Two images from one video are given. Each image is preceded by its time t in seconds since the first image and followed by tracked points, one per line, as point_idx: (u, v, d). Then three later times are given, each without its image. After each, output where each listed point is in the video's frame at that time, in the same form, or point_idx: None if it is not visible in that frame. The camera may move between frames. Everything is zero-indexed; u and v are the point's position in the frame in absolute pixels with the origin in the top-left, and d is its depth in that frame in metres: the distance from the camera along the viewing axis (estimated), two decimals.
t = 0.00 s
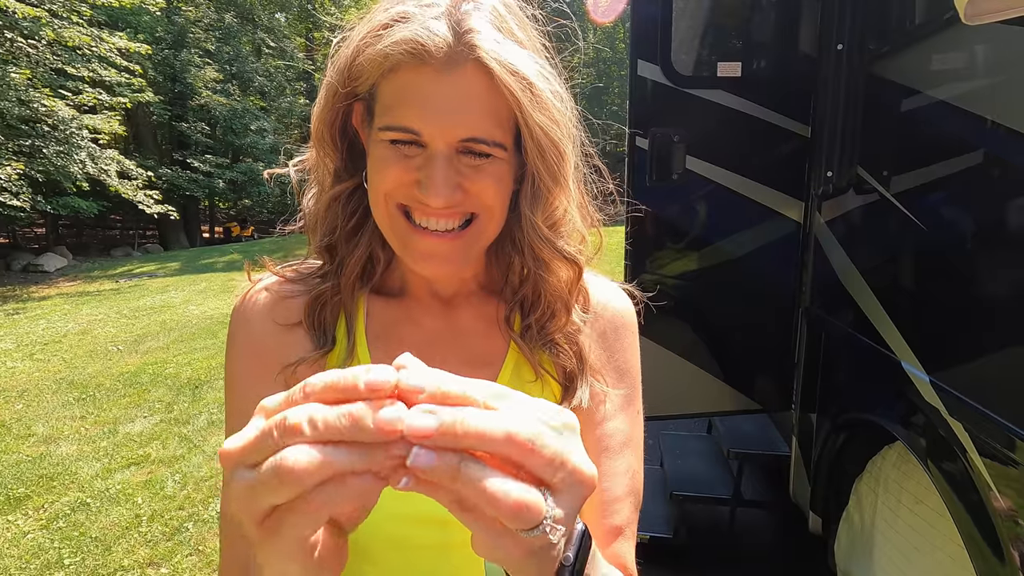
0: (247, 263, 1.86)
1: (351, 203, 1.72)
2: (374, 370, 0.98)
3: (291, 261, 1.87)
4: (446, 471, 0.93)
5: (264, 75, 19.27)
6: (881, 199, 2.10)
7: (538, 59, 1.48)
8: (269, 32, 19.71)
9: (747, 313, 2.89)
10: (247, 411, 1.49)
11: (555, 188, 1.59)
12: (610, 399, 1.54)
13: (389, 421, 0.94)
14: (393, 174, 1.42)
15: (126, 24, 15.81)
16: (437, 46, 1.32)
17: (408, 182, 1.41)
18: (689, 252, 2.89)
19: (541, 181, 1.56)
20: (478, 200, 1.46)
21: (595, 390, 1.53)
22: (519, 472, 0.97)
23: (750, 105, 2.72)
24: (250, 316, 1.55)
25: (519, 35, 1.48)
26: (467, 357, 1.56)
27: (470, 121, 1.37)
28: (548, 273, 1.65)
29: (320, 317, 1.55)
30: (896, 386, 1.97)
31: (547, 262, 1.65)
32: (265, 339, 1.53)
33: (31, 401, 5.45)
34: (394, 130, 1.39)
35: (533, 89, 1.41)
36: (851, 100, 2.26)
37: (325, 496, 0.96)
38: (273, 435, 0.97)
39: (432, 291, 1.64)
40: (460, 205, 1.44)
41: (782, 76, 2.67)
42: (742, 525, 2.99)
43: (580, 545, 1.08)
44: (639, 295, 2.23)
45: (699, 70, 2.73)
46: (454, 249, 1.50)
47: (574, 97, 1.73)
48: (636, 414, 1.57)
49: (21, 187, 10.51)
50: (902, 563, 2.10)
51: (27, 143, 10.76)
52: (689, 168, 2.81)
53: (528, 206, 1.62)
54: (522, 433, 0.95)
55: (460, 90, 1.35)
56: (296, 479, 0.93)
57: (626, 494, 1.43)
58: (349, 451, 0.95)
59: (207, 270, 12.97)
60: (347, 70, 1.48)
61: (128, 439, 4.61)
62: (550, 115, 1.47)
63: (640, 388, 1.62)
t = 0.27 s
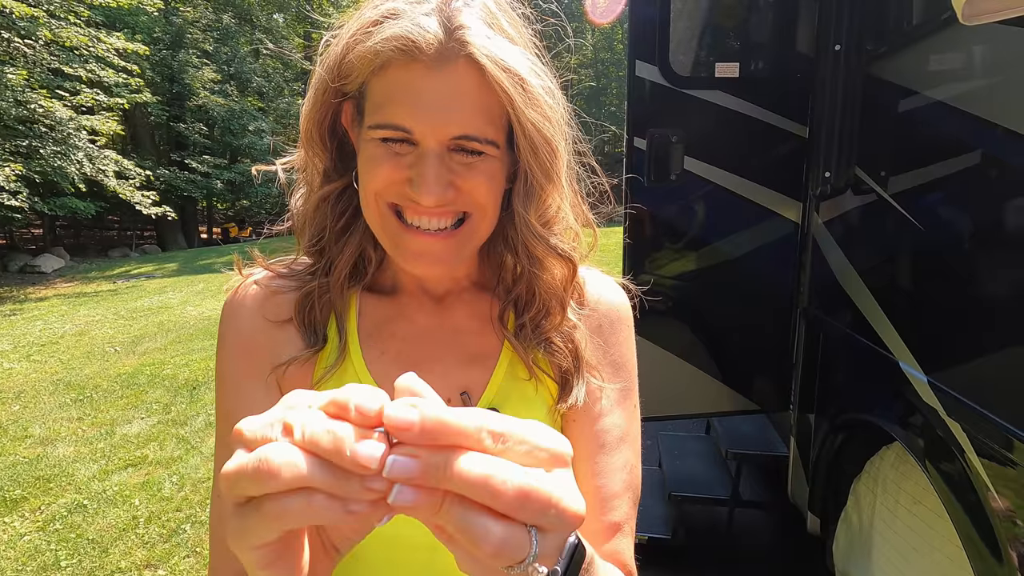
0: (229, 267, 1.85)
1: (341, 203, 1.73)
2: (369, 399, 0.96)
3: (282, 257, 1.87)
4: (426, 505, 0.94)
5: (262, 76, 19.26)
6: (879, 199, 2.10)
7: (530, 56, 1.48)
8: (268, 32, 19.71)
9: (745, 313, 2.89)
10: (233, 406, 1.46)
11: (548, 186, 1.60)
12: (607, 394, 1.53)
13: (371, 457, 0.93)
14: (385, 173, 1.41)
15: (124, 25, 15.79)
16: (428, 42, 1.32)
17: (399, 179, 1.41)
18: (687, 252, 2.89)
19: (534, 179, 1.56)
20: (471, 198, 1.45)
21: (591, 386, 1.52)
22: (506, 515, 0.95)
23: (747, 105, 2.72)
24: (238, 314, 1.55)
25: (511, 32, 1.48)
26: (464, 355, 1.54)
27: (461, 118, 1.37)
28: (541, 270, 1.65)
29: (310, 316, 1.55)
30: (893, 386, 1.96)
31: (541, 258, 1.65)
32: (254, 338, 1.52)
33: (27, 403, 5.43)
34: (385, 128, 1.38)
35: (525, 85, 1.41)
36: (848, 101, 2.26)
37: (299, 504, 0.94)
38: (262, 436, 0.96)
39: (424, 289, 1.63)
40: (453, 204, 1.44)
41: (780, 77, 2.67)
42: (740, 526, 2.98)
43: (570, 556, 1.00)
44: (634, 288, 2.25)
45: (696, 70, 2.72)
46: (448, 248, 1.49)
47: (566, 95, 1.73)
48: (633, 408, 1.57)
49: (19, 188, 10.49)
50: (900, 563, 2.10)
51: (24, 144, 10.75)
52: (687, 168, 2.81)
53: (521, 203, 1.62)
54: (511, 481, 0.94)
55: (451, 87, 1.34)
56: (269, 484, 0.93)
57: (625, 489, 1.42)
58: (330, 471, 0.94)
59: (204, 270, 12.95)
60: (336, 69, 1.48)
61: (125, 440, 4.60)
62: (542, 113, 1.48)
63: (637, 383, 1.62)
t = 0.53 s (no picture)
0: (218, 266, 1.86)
1: (332, 202, 1.72)
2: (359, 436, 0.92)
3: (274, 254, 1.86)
4: (397, 544, 0.88)
5: (261, 76, 19.25)
6: (878, 199, 2.09)
7: (527, 49, 1.48)
8: (267, 33, 19.70)
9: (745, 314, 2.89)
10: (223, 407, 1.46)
11: (545, 181, 1.59)
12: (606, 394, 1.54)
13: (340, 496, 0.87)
14: (379, 170, 1.40)
15: (122, 25, 15.78)
16: (421, 35, 1.33)
17: (393, 177, 1.39)
18: (686, 252, 2.89)
19: (531, 174, 1.56)
20: (468, 195, 1.44)
21: (590, 387, 1.52)
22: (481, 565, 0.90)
23: (747, 106, 2.71)
24: (228, 316, 1.55)
25: (505, 22, 1.48)
26: (461, 354, 1.52)
27: (455, 114, 1.36)
28: (538, 268, 1.65)
29: (300, 316, 1.55)
30: (893, 385, 1.96)
31: (538, 256, 1.65)
32: (245, 339, 1.52)
33: (25, 403, 5.42)
34: (378, 124, 1.38)
35: (521, 79, 1.41)
36: (848, 101, 2.26)
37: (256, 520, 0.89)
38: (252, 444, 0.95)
39: (417, 288, 1.61)
40: (450, 202, 1.42)
41: (779, 77, 2.67)
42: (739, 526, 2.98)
43: None
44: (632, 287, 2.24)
45: (695, 70, 2.72)
46: (444, 247, 1.48)
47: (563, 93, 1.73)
48: (632, 407, 1.59)
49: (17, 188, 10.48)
50: (901, 564, 2.10)
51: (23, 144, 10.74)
52: (687, 168, 2.81)
53: (518, 200, 1.60)
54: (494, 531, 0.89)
55: (444, 82, 1.34)
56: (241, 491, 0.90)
57: (626, 493, 1.45)
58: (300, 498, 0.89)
59: (203, 271, 12.94)
60: (326, 64, 1.48)
61: (123, 441, 4.59)
62: (538, 107, 1.48)
63: (635, 380, 1.63)
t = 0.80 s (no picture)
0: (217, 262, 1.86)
1: (332, 201, 1.72)
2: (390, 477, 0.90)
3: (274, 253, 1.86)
4: None
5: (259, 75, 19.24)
6: (878, 199, 2.09)
7: (531, 48, 1.48)
8: (265, 32, 19.68)
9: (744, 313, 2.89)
10: (219, 401, 1.45)
11: (550, 180, 1.58)
12: (607, 389, 1.56)
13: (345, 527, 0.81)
14: (382, 171, 1.40)
15: (121, 24, 15.76)
16: (426, 33, 1.32)
17: (396, 177, 1.39)
18: (686, 252, 2.89)
19: (536, 174, 1.56)
20: (471, 195, 1.44)
21: (591, 386, 1.53)
22: None
23: (746, 105, 2.71)
24: (228, 315, 1.55)
25: (509, 19, 1.48)
26: (461, 353, 1.52)
27: (459, 115, 1.35)
28: (542, 269, 1.63)
29: (298, 314, 1.55)
30: (893, 385, 1.96)
31: (542, 256, 1.64)
32: (244, 338, 1.52)
33: (23, 404, 5.41)
34: (380, 124, 1.37)
35: (526, 77, 1.41)
36: (848, 100, 2.26)
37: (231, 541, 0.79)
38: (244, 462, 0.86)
39: (417, 288, 1.61)
40: (453, 203, 1.42)
41: (778, 76, 2.66)
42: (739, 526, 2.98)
43: None
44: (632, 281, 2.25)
45: (695, 69, 2.72)
46: (446, 248, 1.48)
47: (568, 91, 1.72)
48: (634, 401, 1.60)
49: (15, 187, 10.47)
50: (901, 564, 2.09)
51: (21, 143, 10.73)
52: (686, 168, 2.80)
53: (521, 200, 1.61)
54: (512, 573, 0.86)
55: (448, 82, 1.33)
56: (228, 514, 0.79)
57: (631, 486, 1.47)
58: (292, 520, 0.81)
59: (202, 270, 12.93)
60: (327, 63, 1.47)
61: (122, 441, 4.58)
62: (544, 106, 1.47)
63: (636, 376, 1.64)
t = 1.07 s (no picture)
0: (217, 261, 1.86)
1: (330, 203, 1.71)
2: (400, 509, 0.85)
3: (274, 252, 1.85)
4: None
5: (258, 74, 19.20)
6: (878, 197, 2.09)
7: (532, 50, 1.47)
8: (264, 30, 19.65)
9: (745, 312, 2.88)
10: (222, 400, 1.45)
11: (550, 186, 1.58)
12: (608, 387, 1.55)
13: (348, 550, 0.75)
14: (381, 176, 1.39)
15: (119, 22, 15.73)
16: (424, 37, 1.30)
17: (395, 182, 1.39)
18: (685, 250, 2.88)
19: (536, 179, 1.55)
20: (470, 200, 1.44)
21: (592, 387, 1.53)
22: None
23: (746, 103, 2.71)
24: (230, 316, 1.56)
25: (510, 22, 1.47)
26: (460, 353, 1.51)
27: (459, 120, 1.35)
28: (542, 273, 1.62)
29: (300, 313, 1.55)
30: (893, 384, 1.96)
31: (542, 261, 1.63)
32: (245, 339, 1.52)
33: (22, 403, 5.40)
34: (379, 129, 1.36)
35: (526, 81, 1.40)
36: (847, 99, 2.26)
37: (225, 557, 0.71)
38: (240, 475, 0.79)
39: (417, 288, 1.60)
40: (452, 207, 1.43)
41: (778, 74, 2.66)
42: (739, 525, 2.98)
43: None
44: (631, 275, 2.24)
45: (694, 68, 2.71)
46: (446, 252, 1.48)
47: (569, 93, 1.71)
48: (635, 396, 1.59)
49: (14, 186, 10.46)
50: (900, 564, 2.09)
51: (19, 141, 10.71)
52: (686, 166, 2.80)
53: (521, 205, 1.60)
54: None
55: (448, 88, 1.33)
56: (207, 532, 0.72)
57: (635, 483, 1.46)
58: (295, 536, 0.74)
59: (201, 269, 12.91)
60: (325, 64, 1.47)
61: (121, 440, 4.57)
62: (545, 110, 1.47)
63: (636, 372, 1.63)
